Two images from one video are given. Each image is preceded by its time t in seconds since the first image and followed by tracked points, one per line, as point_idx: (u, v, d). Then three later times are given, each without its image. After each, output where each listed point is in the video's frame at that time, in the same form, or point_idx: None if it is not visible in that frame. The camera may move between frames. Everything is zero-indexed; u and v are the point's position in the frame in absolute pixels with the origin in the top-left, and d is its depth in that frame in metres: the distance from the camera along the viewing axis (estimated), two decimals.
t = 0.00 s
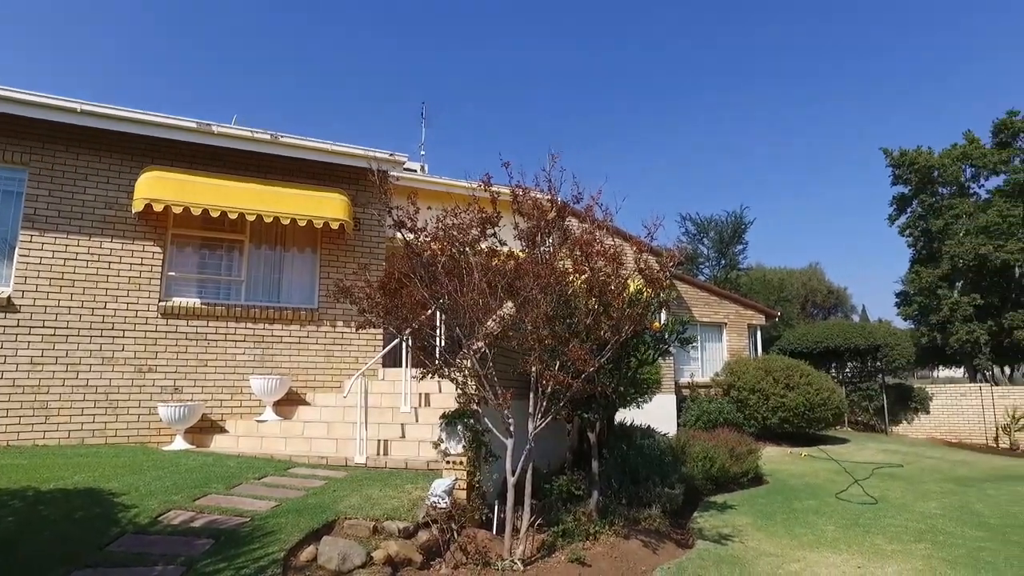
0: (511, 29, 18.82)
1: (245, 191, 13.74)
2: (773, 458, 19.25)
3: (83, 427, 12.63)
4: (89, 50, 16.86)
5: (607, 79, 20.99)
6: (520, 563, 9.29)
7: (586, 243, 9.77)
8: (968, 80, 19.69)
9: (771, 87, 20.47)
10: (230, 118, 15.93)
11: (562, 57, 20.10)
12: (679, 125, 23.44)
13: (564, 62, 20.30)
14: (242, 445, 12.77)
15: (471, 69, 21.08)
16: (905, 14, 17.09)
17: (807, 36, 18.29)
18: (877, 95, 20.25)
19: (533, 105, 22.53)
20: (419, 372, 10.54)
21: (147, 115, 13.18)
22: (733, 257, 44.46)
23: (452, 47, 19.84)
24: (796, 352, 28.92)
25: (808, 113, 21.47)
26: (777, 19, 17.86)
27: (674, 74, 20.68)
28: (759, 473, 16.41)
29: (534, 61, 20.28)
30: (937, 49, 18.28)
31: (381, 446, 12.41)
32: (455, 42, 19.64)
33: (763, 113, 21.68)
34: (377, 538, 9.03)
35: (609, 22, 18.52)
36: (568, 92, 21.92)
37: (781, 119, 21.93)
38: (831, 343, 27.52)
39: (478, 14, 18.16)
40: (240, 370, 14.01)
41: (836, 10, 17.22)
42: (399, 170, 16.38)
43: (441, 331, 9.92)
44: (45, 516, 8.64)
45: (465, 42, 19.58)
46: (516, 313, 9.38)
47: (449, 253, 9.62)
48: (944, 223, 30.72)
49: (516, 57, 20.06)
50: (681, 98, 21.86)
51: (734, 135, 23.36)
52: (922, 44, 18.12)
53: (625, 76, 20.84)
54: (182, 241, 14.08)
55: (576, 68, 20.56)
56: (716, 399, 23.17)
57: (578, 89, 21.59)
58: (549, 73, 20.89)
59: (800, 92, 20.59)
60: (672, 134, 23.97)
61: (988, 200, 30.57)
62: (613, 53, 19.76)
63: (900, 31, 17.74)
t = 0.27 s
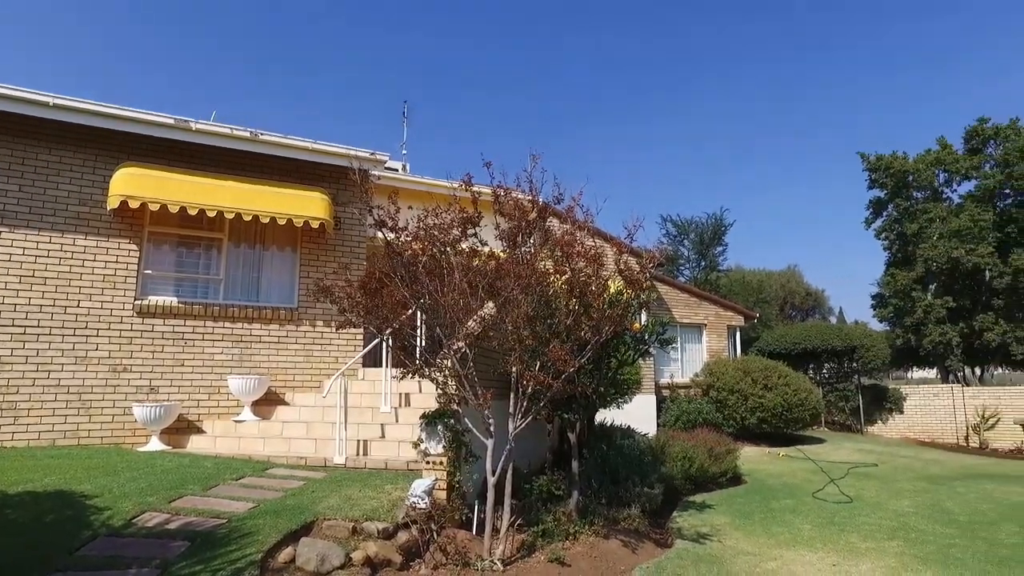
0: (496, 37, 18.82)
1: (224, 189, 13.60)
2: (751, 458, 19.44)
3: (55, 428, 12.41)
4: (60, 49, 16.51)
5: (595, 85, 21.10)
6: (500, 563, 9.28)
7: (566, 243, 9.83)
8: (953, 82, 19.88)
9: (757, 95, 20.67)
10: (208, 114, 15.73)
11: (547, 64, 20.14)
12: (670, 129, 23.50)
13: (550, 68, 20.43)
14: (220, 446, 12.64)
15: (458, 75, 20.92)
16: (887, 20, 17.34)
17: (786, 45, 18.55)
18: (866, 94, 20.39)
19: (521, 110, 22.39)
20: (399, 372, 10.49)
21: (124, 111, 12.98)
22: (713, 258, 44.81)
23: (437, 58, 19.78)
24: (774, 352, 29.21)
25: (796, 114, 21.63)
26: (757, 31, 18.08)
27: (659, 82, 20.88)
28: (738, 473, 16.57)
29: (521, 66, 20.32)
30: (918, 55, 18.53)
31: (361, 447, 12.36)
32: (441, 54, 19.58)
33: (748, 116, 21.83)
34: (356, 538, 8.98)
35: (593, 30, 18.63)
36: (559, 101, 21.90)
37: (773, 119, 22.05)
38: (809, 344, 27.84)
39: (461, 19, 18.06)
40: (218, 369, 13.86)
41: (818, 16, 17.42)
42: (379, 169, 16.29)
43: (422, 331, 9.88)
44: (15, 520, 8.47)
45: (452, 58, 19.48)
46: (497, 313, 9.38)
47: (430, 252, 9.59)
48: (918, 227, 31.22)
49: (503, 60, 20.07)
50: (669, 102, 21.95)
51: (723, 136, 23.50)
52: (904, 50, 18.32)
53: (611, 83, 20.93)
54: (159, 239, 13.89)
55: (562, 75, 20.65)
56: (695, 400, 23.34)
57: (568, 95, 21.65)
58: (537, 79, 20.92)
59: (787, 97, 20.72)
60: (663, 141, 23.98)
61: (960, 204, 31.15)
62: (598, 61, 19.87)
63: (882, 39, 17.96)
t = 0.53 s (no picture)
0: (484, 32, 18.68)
1: (204, 187, 13.46)
2: (730, 458, 19.64)
3: (28, 428, 12.20)
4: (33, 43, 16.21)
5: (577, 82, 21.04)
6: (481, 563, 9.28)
7: (547, 244, 9.85)
8: (925, 95, 20.38)
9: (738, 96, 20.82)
10: (187, 111, 15.55)
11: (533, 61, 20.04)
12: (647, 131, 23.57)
13: (533, 67, 20.37)
14: (197, 446, 12.51)
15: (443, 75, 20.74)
16: (871, 29, 17.55)
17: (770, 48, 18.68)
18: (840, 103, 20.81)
19: (503, 111, 22.28)
20: (380, 372, 10.44)
21: (101, 106, 12.80)
22: (693, 260, 45.15)
23: (420, 57, 19.60)
24: (753, 353, 29.48)
25: (773, 120, 21.89)
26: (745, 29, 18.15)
27: (642, 83, 20.88)
28: (717, 473, 16.71)
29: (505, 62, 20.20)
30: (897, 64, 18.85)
31: (341, 447, 12.29)
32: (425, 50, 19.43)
33: (732, 116, 21.93)
34: (335, 539, 8.94)
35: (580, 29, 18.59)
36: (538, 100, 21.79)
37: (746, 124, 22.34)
38: (787, 345, 28.17)
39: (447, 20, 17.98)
40: (196, 369, 13.71)
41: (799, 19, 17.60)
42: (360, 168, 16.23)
43: (403, 331, 9.85)
44: None
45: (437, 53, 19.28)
46: (478, 313, 9.39)
47: (412, 252, 9.55)
48: (894, 230, 31.71)
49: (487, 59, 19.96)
50: (651, 103, 21.99)
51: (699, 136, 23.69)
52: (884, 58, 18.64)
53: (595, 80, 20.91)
54: (136, 237, 13.72)
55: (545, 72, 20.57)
56: (676, 400, 23.51)
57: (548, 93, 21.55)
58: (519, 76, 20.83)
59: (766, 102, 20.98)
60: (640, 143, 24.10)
61: (934, 208, 31.68)
62: (584, 59, 19.84)
63: (866, 45, 18.19)
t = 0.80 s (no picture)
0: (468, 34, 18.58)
1: (181, 184, 13.30)
2: (709, 457, 19.80)
3: None
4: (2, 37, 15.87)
5: (561, 81, 21.04)
6: (460, 563, 9.27)
7: (528, 245, 9.86)
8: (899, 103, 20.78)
9: (718, 97, 21.03)
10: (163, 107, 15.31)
11: (518, 59, 20.02)
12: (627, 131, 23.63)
13: (516, 66, 20.34)
14: (173, 447, 12.34)
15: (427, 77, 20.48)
16: (851, 38, 17.78)
17: (752, 53, 18.84)
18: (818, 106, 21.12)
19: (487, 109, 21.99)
20: (359, 372, 10.38)
21: (76, 101, 12.59)
22: (673, 260, 45.48)
23: (404, 57, 19.47)
24: (732, 353, 29.72)
25: (755, 120, 22.02)
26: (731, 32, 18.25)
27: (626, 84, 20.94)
28: (696, 472, 16.84)
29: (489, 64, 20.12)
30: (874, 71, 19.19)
31: (320, 447, 12.20)
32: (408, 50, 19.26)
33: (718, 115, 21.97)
34: (314, 540, 8.88)
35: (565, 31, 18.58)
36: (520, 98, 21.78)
37: (726, 124, 22.54)
38: (765, 346, 28.46)
39: (432, 21, 17.86)
40: (172, 369, 13.53)
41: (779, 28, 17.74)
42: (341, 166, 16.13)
43: (383, 330, 9.81)
44: None
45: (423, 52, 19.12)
46: (459, 313, 9.38)
47: (392, 252, 9.50)
48: (870, 233, 32.17)
49: (470, 62, 19.89)
50: (633, 102, 21.93)
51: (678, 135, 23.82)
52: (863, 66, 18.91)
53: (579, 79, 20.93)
54: (110, 234, 13.50)
55: (529, 70, 20.56)
56: (655, 400, 23.64)
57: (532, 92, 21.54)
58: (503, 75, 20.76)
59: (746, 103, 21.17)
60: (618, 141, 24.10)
61: (909, 212, 32.18)
62: (569, 57, 19.85)
63: (845, 53, 18.43)
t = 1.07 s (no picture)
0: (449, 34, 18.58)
1: (158, 180, 13.13)
2: (688, 457, 19.96)
3: None
4: None
5: (544, 84, 21.13)
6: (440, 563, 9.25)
7: (509, 245, 9.85)
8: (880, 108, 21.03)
9: (701, 95, 21.22)
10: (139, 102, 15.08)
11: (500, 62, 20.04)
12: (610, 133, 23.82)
13: (499, 68, 20.35)
14: (148, 447, 12.16)
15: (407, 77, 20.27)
16: (834, 39, 17.86)
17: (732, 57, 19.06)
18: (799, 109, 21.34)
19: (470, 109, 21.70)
20: (339, 371, 10.32)
21: (49, 95, 12.35)
22: (654, 261, 45.78)
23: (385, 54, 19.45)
24: (711, 354, 29.96)
25: (738, 120, 22.05)
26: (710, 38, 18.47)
27: (608, 85, 21.05)
28: (675, 471, 16.96)
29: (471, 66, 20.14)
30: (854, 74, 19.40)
31: (298, 447, 12.11)
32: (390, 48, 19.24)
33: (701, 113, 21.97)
34: (292, 541, 8.80)
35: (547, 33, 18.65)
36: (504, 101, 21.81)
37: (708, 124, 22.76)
38: (744, 346, 28.74)
39: (413, 22, 17.68)
40: (147, 368, 13.35)
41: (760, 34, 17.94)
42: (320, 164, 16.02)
43: (363, 329, 9.76)
44: None
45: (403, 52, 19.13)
46: (439, 313, 9.36)
47: (372, 251, 9.45)
48: (847, 235, 32.67)
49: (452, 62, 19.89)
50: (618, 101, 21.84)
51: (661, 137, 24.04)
52: (841, 69, 19.17)
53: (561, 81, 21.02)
54: (84, 231, 13.27)
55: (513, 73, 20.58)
56: (635, 400, 23.77)
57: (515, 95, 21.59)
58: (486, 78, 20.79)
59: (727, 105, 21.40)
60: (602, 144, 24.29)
61: (885, 214, 32.68)
62: (551, 61, 19.92)
63: (828, 53, 18.51)
